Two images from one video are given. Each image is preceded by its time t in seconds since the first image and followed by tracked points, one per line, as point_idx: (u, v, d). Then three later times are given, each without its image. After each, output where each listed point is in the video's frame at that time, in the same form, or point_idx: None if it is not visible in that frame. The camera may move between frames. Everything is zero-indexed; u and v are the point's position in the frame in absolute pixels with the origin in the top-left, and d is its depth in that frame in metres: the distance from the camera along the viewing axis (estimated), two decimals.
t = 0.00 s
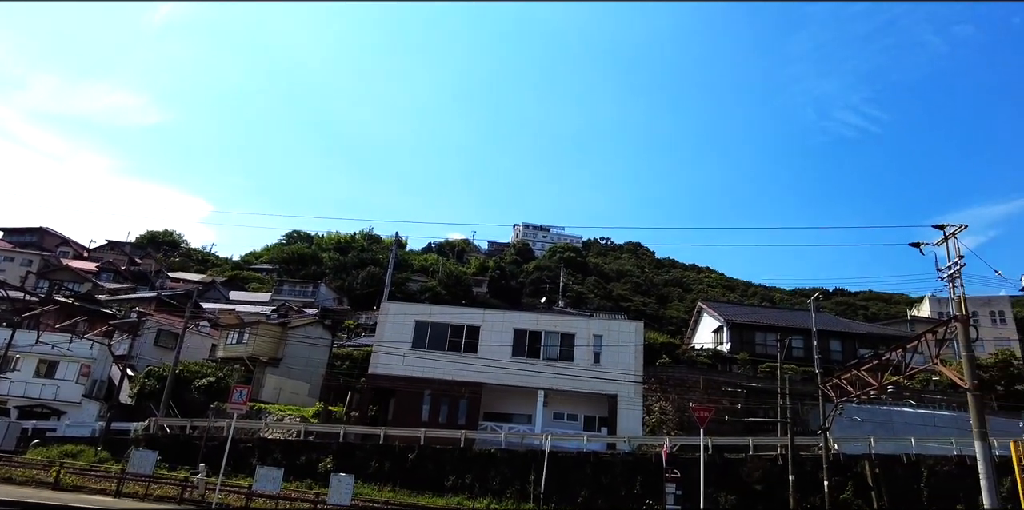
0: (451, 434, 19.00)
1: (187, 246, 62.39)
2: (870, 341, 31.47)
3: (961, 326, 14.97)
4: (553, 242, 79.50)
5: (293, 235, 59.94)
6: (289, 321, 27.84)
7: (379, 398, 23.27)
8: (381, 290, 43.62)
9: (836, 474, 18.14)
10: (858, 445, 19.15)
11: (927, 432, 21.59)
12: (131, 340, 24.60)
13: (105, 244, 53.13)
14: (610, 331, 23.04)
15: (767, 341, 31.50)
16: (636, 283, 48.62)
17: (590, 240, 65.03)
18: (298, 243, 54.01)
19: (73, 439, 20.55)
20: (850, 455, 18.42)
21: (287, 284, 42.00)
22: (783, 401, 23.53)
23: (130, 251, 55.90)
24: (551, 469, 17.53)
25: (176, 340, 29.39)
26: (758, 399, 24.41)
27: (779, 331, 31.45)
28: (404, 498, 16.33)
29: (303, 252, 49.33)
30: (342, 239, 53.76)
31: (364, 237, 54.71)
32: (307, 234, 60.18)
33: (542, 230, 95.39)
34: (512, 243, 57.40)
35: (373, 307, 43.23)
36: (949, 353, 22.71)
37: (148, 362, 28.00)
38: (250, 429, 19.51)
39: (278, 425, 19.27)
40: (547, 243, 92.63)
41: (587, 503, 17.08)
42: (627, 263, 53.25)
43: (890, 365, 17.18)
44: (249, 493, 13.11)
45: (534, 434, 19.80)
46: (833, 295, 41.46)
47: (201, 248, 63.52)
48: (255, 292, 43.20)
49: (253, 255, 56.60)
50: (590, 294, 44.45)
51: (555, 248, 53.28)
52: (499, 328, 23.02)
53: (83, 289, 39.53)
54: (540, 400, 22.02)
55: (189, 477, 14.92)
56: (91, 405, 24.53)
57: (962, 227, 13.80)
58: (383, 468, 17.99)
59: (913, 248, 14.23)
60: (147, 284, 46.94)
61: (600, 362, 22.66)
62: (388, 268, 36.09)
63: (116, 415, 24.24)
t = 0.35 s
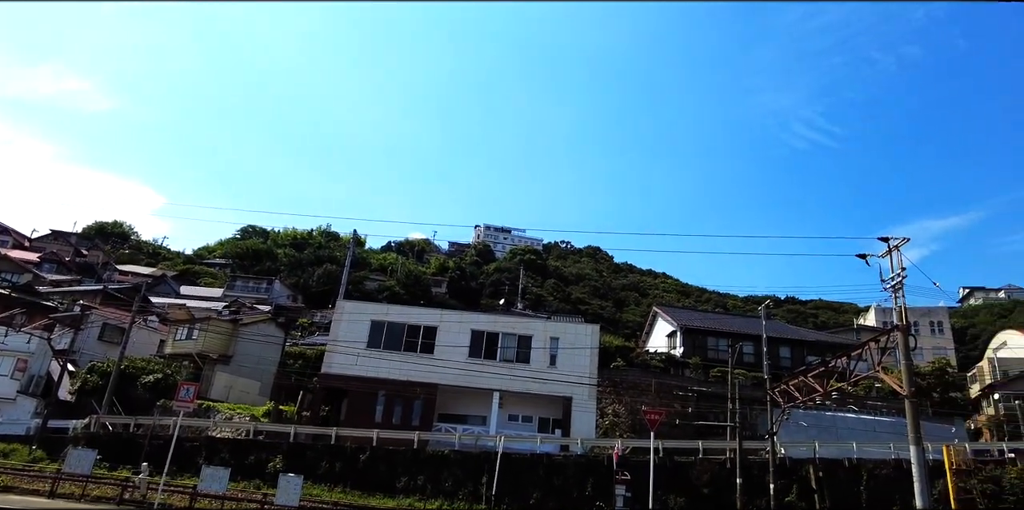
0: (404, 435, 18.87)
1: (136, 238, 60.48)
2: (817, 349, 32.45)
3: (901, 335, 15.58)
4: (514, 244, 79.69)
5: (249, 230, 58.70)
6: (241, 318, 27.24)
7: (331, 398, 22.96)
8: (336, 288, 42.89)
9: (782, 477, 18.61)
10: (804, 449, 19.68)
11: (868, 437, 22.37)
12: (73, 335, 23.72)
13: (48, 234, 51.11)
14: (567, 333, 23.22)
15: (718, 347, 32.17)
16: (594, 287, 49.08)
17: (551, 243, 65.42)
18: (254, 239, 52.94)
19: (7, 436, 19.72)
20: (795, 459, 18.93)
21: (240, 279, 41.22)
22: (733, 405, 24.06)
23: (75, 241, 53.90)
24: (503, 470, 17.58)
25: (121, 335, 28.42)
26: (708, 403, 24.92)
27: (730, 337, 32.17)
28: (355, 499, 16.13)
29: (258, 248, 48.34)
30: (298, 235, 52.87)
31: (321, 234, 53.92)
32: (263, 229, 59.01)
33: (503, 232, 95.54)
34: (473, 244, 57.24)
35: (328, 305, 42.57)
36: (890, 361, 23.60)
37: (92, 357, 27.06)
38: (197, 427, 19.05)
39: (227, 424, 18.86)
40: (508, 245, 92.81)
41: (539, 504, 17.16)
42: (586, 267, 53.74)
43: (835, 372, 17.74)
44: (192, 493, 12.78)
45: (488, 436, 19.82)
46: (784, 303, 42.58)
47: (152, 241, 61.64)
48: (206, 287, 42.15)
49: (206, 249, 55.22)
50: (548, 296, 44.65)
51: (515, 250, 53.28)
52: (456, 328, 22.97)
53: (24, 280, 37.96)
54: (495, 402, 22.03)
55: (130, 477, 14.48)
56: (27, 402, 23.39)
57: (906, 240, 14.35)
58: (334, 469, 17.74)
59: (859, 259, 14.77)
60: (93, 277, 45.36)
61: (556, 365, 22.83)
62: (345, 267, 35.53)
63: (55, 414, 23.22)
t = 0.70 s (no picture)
0: (337, 436, 18.54)
1: (57, 226, 57.32)
2: (745, 355, 33.64)
3: (824, 344, 16.32)
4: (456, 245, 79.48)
5: (181, 220, 56.48)
6: (168, 312, 26.19)
7: (262, 397, 22.36)
8: (270, 283, 41.84)
9: (708, 480, 19.19)
10: (731, 453, 20.35)
11: (791, 442, 23.31)
12: None
13: None
14: (506, 335, 23.33)
15: (652, 352, 32.94)
16: (535, 290, 49.42)
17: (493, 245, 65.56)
18: (186, 230, 51.00)
19: None
20: (722, 463, 19.56)
21: (170, 271, 39.68)
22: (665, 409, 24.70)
23: None
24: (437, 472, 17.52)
25: (37, 326, 26.88)
26: (641, 406, 25.48)
27: (663, 343, 33.00)
28: (283, 501, 15.73)
29: (190, 239, 46.57)
30: (234, 228, 51.22)
31: (258, 228, 52.40)
32: (196, 221, 56.92)
33: (446, 232, 95.09)
34: (415, 243, 56.75)
35: (262, 301, 41.48)
36: (813, 369, 24.69)
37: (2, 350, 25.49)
38: (116, 426, 18.21)
39: (149, 422, 18.09)
40: (451, 245, 92.46)
41: (471, 506, 17.15)
42: (527, 269, 54.12)
43: (762, 378, 18.43)
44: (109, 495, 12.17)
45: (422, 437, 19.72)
46: (717, 310, 43.92)
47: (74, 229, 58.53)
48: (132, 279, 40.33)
49: (134, 239, 52.83)
50: (489, 298, 44.66)
51: (458, 251, 52.85)
52: (394, 329, 22.72)
53: None
54: (431, 403, 21.91)
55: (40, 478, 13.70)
56: None
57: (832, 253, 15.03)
58: (262, 470, 17.26)
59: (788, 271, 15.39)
60: (7, 265, 42.70)
61: (494, 367, 22.90)
62: (280, 263, 34.30)
63: None
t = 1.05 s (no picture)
0: (270, 437, 18.04)
1: None
2: (681, 360, 34.52)
3: (755, 352, 16.91)
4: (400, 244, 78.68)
5: (109, 210, 53.92)
6: (93, 306, 24.89)
7: (191, 396, 21.55)
8: (203, 279, 40.65)
9: (642, 483, 19.55)
10: (664, 456, 20.80)
11: (722, 445, 23.99)
12: None
13: None
14: (446, 337, 23.24)
15: (591, 355, 33.40)
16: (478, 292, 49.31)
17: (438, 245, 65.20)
18: (115, 220, 48.68)
19: None
20: (655, 466, 19.96)
21: (96, 263, 37.82)
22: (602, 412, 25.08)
23: None
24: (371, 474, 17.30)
25: None
26: (579, 409, 25.78)
27: (602, 347, 33.51)
28: (210, 503, 15.16)
29: (119, 229, 44.45)
30: (167, 219, 49.22)
31: (192, 220, 50.53)
32: (126, 210, 54.45)
33: (390, 231, 93.92)
34: (357, 241, 55.85)
35: (194, 296, 40.25)
36: (744, 375, 25.52)
37: None
38: (30, 425, 17.22)
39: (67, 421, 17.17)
40: (394, 245, 91.44)
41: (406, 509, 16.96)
42: (471, 271, 54.05)
43: (695, 384, 18.95)
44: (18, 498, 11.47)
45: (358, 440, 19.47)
46: (655, 317, 44.87)
47: None
48: (54, 269, 38.26)
49: (57, 227, 50.09)
50: (432, 299, 44.33)
51: (402, 251, 51.68)
52: (332, 328, 22.29)
53: None
54: (368, 405, 21.58)
55: None
56: None
57: (764, 264, 15.60)
58: (189, 471, 16.61)
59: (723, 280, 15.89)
60: None
61: (433, 368, 22.76)
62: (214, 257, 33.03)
63: None
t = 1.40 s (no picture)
0: (209, 437, 17.52)
1: None
2: (627, 361, 35.09)
3: (698, 353, 17.33)
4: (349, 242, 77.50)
5: (40, 199, 51.32)
6: (20, 301, 23.31)
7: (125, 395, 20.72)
8: (143, 274, 39.50)
9: (587, 482, 19.77)
10: (609, 455, 21.12)
11: (665, 445, 24.50)
12: None
13: None
14: (394, 337, 23.04)
15: (540, 356, 33.60)
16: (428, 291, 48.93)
17: (388, 244, 64.52)
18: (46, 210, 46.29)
19: None
20: (599, 465, 20.22)
21: (24, 255, 35.88)
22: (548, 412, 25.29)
23: None
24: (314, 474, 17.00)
25: None
26: (527, 409, 25.91)
27: (551, 347, 33.74)
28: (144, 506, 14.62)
29: (51, 220, 42.18)
30: (103, 210, 47.08)
31: (130, 213, 48.54)
32: (59, 200, 51.94)
33: (339, 228, 92.34)
34: (304, 238, 54.75)
35: (131, 292, 39.11)
36: (688, 376, 26.11)
37: None
38: None
39: None
40: (343, 243, 89.99)
41: None
42: (421, 270, 53.66)
43: (640, 384, 19.30)
44: None
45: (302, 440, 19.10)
46: (603, 318, 45.48)
47: None
48: None
49: None
50: (380, 298, 43.79)
51: (351, 249, 50.53)
52: (277, 326, 21.80)
53: None
54: (312, 405, 21.18)
55: None
56: None
57: (707, 268, 16.00)
58: (122, 473, 15.98)
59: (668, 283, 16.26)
60: None
61: (380, 368, 22.53)
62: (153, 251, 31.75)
63: None
